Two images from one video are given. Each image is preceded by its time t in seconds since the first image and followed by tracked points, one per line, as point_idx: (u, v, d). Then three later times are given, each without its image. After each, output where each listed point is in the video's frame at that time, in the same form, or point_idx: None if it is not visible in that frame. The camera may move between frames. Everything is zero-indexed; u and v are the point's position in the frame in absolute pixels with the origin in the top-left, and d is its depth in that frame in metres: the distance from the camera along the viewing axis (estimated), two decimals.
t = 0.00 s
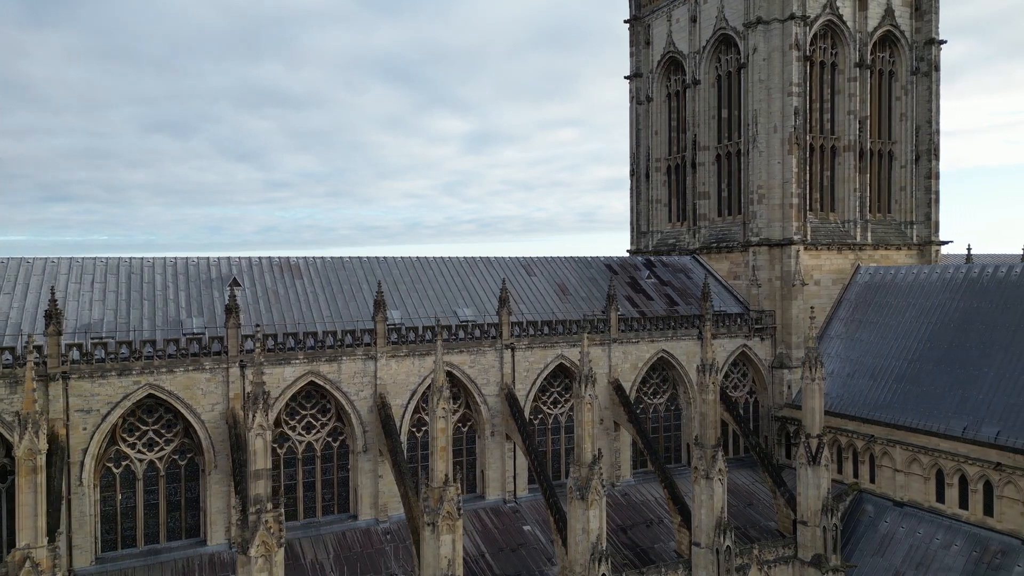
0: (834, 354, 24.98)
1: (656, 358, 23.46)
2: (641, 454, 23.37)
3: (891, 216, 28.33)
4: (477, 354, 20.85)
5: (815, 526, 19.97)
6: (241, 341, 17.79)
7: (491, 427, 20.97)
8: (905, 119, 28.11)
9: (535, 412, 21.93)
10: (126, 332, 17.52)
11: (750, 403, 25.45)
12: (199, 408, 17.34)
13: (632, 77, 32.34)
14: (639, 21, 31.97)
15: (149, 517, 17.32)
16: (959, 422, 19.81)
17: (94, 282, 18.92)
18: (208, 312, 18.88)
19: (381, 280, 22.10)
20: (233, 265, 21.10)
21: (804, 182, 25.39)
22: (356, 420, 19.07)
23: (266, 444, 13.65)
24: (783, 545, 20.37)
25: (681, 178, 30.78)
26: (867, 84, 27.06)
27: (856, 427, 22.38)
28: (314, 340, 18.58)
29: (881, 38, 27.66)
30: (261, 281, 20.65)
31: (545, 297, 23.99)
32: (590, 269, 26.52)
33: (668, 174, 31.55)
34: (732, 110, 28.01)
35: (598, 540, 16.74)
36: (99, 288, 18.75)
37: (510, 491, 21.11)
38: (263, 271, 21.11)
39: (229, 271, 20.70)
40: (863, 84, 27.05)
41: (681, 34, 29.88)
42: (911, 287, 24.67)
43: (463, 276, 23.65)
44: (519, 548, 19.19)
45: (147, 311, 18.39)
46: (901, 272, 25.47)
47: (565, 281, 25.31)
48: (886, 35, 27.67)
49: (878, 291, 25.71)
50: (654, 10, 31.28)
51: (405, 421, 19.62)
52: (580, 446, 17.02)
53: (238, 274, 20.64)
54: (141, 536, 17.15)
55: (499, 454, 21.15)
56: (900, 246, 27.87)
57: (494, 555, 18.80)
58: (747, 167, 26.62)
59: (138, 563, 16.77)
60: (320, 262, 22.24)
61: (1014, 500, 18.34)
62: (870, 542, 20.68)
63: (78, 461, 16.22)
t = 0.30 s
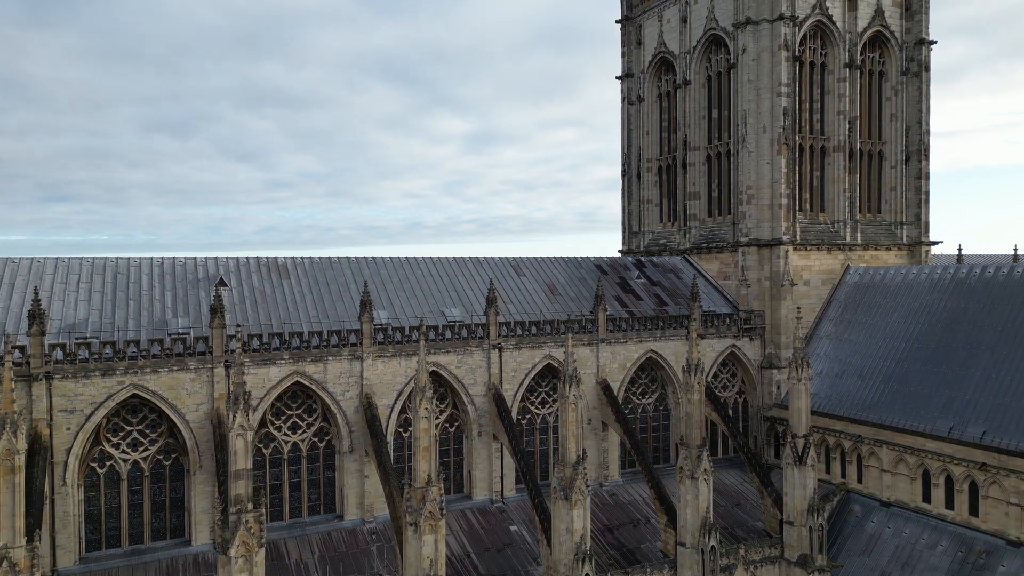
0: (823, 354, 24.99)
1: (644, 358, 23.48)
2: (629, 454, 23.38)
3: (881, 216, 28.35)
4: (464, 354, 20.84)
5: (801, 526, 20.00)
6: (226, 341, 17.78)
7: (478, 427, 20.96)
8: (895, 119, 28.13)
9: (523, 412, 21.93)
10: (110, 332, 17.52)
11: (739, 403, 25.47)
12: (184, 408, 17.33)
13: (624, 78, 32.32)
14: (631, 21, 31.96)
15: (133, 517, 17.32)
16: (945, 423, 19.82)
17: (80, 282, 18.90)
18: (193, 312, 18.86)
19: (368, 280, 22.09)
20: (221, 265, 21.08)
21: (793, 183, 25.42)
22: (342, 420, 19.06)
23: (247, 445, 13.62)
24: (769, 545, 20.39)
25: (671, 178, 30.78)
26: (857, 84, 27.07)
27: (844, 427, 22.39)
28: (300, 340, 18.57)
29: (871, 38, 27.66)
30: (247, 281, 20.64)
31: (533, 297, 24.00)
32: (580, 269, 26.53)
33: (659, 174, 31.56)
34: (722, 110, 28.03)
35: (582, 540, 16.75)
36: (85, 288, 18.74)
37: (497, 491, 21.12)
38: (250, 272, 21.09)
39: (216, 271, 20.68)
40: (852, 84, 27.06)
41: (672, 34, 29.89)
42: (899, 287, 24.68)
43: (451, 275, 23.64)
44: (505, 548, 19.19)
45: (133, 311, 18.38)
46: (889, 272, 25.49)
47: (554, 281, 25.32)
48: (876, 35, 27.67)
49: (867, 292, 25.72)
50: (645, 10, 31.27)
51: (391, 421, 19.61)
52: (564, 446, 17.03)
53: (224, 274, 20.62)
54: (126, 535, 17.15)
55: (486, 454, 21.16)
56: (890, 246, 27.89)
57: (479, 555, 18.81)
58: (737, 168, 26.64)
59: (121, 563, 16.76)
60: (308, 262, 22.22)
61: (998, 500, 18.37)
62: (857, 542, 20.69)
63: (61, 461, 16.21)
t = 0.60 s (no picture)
0: (812, 355, 25.00)
1: (633, 358, 23.51)
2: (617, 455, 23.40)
3: (872, 216, 28.36)
4: (451, 355, 20.83)
5: (788, 526, 20.02)
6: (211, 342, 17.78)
7: (466, 427, 20.96)
8: (885, 120, 28.14)
9: (511, 413, 21.94)
10: (95, 332, 17.53)
11: (729, 403, 25.49)
12: (168, 408, 17.34)
13: (615, 78, 32.34)
14: (623, 21, 31.97)
15: (118, 517, 17.34)
16: (931, 423, 19.83)
17: (66, 282, 18.92)
18: (179, 312, 18.87)
19: (356, 281, 22.10)
20: (208, 265, 21.09)
21: (782, 183, 25.45)
22: (328, 421, 19.06)
23: (228, 445, 13.68)
24: (755, 545, 20.41)
25: (662, 179, 30.80)
26: (847, 85, 27.09)
27: (832, 428, 22.40)
28: (286, 340, 18.58)
29: (861, 39, 27.67)
30: (234, 282, 20.64)
31: (522, 297, 24.03)
32: (570, 269, 26.55)
33: (651, 174, 31.57)
34: (712, 111, 28.05)
35: (565, 540, 16.76)
36: (70, 288, 18.76)
37: (484, 492, 21.12)
38: (237, 272, 21.09)
39: (203, 272, 20.68)
40: (842, 85, 27.07)
41: (663, 35, 29.91)
42: (888, 288, 24.70)
43: (440, 276, 23.64)
44: (491, 548, 19.19)
45: (118, 311, 18.39)
46: (878, 273, 25.50)
47: (544, 281, 25.34)
48: (866, 36, 27.68)
49: (856, 292, 25.72)
50: (636, 11, 31.29)
51: (377, 422, 19.61)
52: (549, 446, 17.04)
53: (211, 274, 20.63)
54: (110, 535, 17.17)
55: (473, 454, 21.17)
56: (880, 246, 27.91)
57: (465, 555, 18.81)
58: (726, 168, 26.66)
59: (106, 563, 16.77)
60: (295, 262, 22.23)
61: (983, 500, 18.40)
62: (844, 542, 20.69)
63: (45, 461, 16.22)
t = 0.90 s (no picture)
0: (801, 355, 25.01)
1: (621, 358, 23.52)
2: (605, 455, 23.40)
3: (862, 217, 28.39)
4: (439, 355, 20.83)
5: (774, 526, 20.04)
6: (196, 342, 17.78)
7: (453, 427, 20.96)
8: (875, 120, 28.16)
9: (498, 413, 21.95)
10: (80, 332, 17.52)
11: (718, 403, 25.50)
12: (153, 408, 17.34)
13: (607, 78, 32.34)
14: (614, 21, 31.97)
15: (103, 517, 17.34)
16: (917, 424, 19.83)
17: (52, 282, 18.91)
18: (165, 312, 18.86)
19: (344, 280, 22.09)
20: (195, 265, 21.08)
21: (771, 183, 25.47)
22: (314, 421, 19.06)
23: (208, 446, 13.63)
24: (742, 545, 20.44)
25: (654, 179, 30.82)
26: (837, 85, 27.11)
27: (820, 428, 22.41)
28: (271, 340, 18.57)
29: (851, 39, 27.68)
30: (222, 281, 20.64)
31: (511, 297, 24.05)
32: (560, 269, 26.56)
33: (642, 174, 31.58)
34: (702, 111, 28.07)
35: (550, 540, 16.77)
36: (56, 287, 18.75)
37: (472, 492, 21.13)
38: (225, 272, 21.09)
39: (190, 271, 20.67)
40: (832, 85, 27.10)
41: (654, 35, 29.92)
42: (877, 288, 24.71)
43: (429, 276, 23.65)
44: (477, 548, 19.20)
45: (104, 311, 18.38)
46: (868, 273, 25.51)
47: (533, 280, 25.36)
48: (857, 36, 27.68)
49: (846, 292, 25.73)
50: (628, 11, 31.28)
51: (364, 422, 19.61)
52: (533, 446, 17.07)
53: (199, 274, 20.62)
54: (95, 535, 17.17)
55: (461, 454, 21.16)
56: (870, 246, 27.94)
57: (451, 555, 18.82)
58: (716, 168, 26.68)
59: (90, 563, 16.78)
60: (284, 262, 22.23)
61: (969, 500, 18.40)
62: (831, 542, 20.70)
63: (28, 461, 16.21)
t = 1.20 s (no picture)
0: (790, 355, 25.03)
1: (610, 358, 23.55)
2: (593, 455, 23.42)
3: (852, 217, 28.42)
4: (426, 355, 20.83)
5: (761, 526, 20.07)
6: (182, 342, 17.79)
7: (441, 427, 20.96)
8: (866, 121, 28.18)
9: (486, 413, 21.96)
10: (65, 332, 17.53)
11: (708, 403, 25.52)
12: (138, 408, 17.35)
13: (599, 78, 32.36)
14: (606, 22, 31.99)
15: (88, 517, 17.35)
16: (903, 424, 19.83)
17: (39, 282, 18.93)
18: (151, 312, 18.87)
19: (332, 280, 22.11)
20: (183, 265, 21.11)
21: (761, 184, 25.50)
22: (300, 421, 19.06)
23: (189, 445, 13.87)
24: (729, 545, 20.47)
25: (645, 179, 30.84)
26: (827, 86, 27.15)
27: (808, 428, 22.43)
28: (257, 340, 18.58)
29: (842, 40, 27.70)
30: (209, 282, 20.66)
31: (500, 297, 24.08)
32: (550, 269, 26.59)
33: (634, 174, 31.60)
34: (693, 111, 28.09)
35: (534, 540, 16.78)
36: (42, 288, 18.77)
37: (459, 492, 21.14)
38: (213, 272, 21.10)
39: (178, 271, 20.69)
40: (822, 86, 27.13)
41: (645, 35, 29.94)
42: (866, 288, 24.72)
43: (417, 276, 23.67)
44: (463, 548, 19.21)
45: (90, 311, 18.40)
46: (857, 274, 25.52)
47: (523, 281, 25.38)
48: (847, 36, 27.71)
49: (835, 292, 25.75)
50: (620, 11, 31.29)
51: (350, 422, 19.62)
52: (518, 446, 17.10)
53: (186, 274, 20.64)
54: (80, 535, 17.18)
55: (449, 454, 21.17)
56: (860, 247, 27.97)
57: (437, 555, 18.83)
58: (706, 169, 26.70)
59: (75, 563, 16.79)
60: (272, 262, 22.25)
61: (954, 500, 18.40)
62: (818, 542, 20.72)
63: (13, 461, 16.23)
